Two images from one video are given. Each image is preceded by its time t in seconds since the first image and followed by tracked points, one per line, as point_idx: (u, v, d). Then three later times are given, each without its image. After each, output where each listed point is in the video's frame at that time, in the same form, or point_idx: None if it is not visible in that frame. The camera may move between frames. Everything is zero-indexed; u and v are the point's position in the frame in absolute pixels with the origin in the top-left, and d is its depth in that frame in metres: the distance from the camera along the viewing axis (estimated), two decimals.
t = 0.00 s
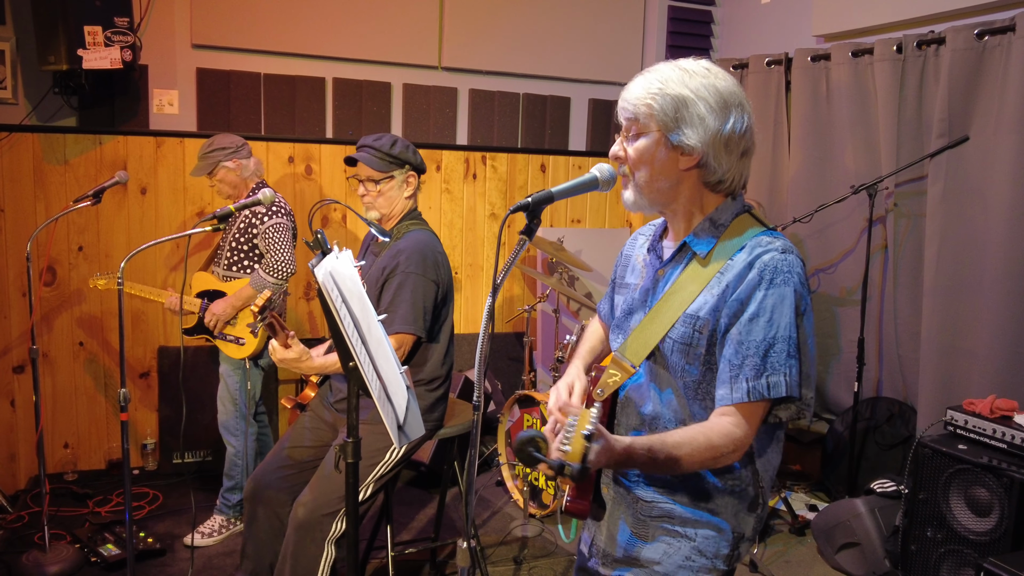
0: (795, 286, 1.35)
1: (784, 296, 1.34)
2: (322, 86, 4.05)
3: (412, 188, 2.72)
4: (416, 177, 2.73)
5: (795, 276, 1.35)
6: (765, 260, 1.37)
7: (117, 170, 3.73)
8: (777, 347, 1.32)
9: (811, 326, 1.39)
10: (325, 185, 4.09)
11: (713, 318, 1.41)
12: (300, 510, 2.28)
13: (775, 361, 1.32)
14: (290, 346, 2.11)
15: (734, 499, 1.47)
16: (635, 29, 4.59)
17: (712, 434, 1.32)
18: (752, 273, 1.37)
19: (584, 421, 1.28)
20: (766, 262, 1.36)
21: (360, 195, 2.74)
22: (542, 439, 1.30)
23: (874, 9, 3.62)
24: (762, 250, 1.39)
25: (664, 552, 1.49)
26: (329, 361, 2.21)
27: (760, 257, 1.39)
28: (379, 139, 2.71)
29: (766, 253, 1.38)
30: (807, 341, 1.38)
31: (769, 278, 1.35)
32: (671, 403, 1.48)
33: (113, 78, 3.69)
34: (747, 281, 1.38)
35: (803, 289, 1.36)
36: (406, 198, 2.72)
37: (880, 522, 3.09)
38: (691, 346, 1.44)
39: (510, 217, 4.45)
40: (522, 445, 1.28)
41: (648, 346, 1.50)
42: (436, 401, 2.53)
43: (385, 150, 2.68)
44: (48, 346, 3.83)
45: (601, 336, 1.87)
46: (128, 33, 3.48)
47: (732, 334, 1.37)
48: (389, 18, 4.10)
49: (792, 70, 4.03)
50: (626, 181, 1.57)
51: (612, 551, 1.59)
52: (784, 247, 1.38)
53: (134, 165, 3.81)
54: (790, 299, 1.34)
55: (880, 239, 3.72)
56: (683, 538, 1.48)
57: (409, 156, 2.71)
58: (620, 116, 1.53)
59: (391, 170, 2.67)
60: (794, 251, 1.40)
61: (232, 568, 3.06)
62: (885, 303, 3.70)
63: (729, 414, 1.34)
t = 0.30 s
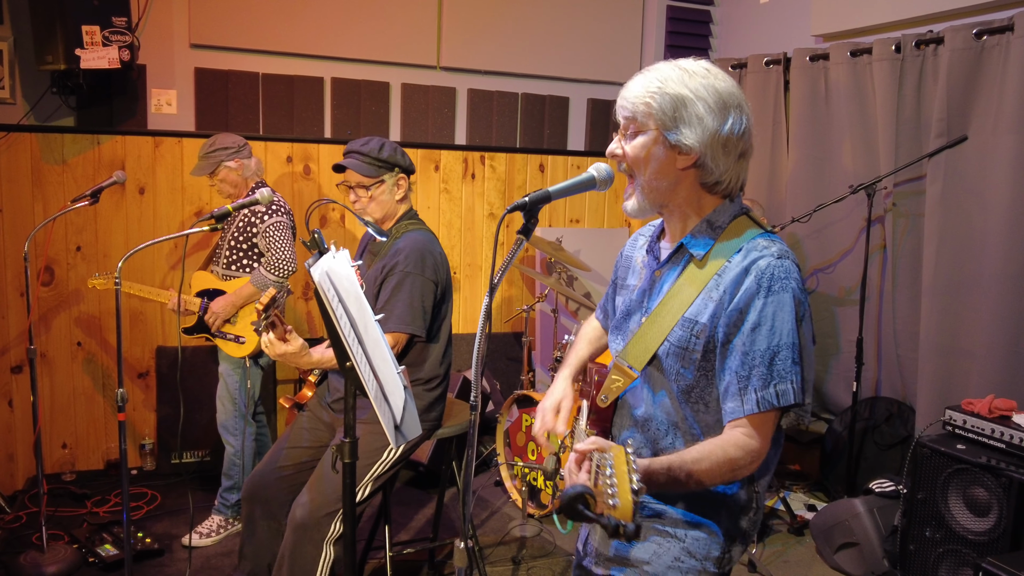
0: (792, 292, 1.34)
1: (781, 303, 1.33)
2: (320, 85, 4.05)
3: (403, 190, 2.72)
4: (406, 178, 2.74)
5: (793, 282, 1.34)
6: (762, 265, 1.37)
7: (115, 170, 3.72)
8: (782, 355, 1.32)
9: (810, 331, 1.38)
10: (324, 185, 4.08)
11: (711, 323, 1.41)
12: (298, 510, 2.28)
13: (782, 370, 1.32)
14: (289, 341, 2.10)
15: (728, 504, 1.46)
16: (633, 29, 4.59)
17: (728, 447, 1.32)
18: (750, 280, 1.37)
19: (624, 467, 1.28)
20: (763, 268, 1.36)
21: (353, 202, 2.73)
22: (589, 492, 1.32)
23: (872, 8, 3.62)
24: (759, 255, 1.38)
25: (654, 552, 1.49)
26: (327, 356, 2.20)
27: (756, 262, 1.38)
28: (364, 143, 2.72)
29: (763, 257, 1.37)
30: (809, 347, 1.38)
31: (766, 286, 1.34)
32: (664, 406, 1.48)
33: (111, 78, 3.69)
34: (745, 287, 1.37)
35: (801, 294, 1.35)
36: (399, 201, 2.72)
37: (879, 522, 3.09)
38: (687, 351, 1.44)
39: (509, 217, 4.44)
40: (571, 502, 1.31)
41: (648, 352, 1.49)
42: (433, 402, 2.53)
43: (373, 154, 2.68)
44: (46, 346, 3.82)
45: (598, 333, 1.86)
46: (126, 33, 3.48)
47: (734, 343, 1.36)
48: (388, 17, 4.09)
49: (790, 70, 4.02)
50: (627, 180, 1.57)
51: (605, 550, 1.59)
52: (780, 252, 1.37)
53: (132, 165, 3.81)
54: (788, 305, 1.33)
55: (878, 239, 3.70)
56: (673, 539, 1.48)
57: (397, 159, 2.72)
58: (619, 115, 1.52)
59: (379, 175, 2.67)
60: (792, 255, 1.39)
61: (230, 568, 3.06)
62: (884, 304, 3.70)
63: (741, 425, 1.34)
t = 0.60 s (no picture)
0: (796, 297, 1.34)
1: (786, 308, 1.33)
2: (319, 85, 4.05)
3: (401, 188, 2.71)
4: (405, 177, 2.72)
5: (796, 286, 1.35)
6: (765, 270, 1.37)
7: (114, 170, 3.72)
8: (788, 361, 1.32)
9: (812, 335, 1.38)
10: (322, 185, 4.08)
11: (713, 327, 1.41)
12: (296, 511, 2.28)
13: (788, 376, 1.32)
14: (286, 343, 2.10)
15: (730, 507, 1.47)
16: (632, 28, 4.58)
17: (735, 453, 1.33)
18: (753, 285, 1.37)
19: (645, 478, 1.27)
20: (767, 273, 1.36)
21: (350, 195, 2.75)
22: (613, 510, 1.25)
23: (872, 8, 3.62)
24: (761, 260, 1.38)
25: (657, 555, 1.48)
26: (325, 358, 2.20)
27: (760, 267, 1.38)
28: (362, 142, 2.70)
29: (766, 262, 1.37)
30: (813, 351, 1.38)
31: (771, 291, 1.34)
32: (665, 410, 1.48)
33: (109, 78, 3.69)
34: (750, 292, 1.37)
35: (805, 299, 1.35)
36: (398, 198, 2.71)
37: (878, 522, 3.09)
38: (690, 355, 1.43)
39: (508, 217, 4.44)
40: (596, 519, 1.23)
41: (650, 356, 1.49)
42: (432, 402, 2.53)
43: (373, 151, 2.67)
44: (45, 346, 3.82)
45: (592, 336, 1.88)
46: (125, 34, 3.47)
47: (740, 349, 1.36)
48: (386, 17, 4.09)
49: (789, 69, 4.02)
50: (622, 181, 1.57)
51: (607, 554, 1.59)
52: (783, 257, 1.38)
53: (130, 165, 3.80)
54: (793, 311, 1.33)
55: (877, 239, 3.69)
56: (676, 543, 1.47)
57: (397, 156, 2.69)
58: (618, 115, 1.52)
59: (378, 171, 2.67)
60: (794, 260, 1.39)
61: (229, 568, 3.05)
62: (883, 304, 3.70)
63: (746, 431, 1.34)
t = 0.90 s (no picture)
0: (795, 297, 1.33)
1: (784, 309, 1.33)
2: (318, 85, 4.04)
3: (399, 185, 2.70)
4: (405, 175, 2.71)
5: (795, 287, 1.34)
6: (764, 270, 1.36)
7: (113, 170, 3.72)
8: (785, 362, 1.32)
9: (811, 335, 1.38)
10: (321, 185, 4.07)
11: (712, 328, 1.41)
12: (295, 511, 2.29)
13: (784, 377, 1.32)
14: (283, 345, 2.10)
15: (729, 507, 1.47)
16: (632, 28, 4.58)
17: (733, 454, 1.32)
18: (752, 285, 1.36)
19: (650, 491, 1.26)
20: (765, 273, 1.35)
21: (348, 188, 2.75)
22: (620, 526, 1.27)
23: (871, 8, 3.62)
24: (761, 260, 1.38)
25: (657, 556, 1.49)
26: (322, 358, 2.20)
27: (759, 267, 1.37)
28: (369, 138, 2.70)
29: (765, 262, 1.37)
30: (810, 352, 1.38)
31: (769, 291, 1.34)
32: (665, 411, 1.48)
33: (108, 78, 3.68)
34: (749, 292, 1.37)
35: (804, 299, 1.35)
36: (395, 195, 2.71)
37: (877, 523, 3.08)
38: (689, 356, 1.44)
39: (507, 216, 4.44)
40: (603, 536, 1.26)
41: (649, 357, 1.49)
42: (431, 402, 2.52)
43: (378, 146, 2.67)
44: (43, 346, 3.81)
45: (589, 335, 1.87)
46: (124, 33, 3.46)
47: (737, 349, 1.36)
48: (385, 17, 4.09)
49: (788, 69, 4.02)
50: (620, 180, 1.58)
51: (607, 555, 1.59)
52: (783, 257, 1.37)
53: (130, 165, 3.80)
54: (791, 311, 1.33)
55: (877, 239, 3.67)
56: (676, 544, 1.48)
57: (399, 153, 2.69)
58: (616, 115, 1.52)
59: (378, 165, 2.66)
60: (793, 260, 1.39)
61: (228, 569, 3.05)
62: (882, 305, 3.69)
63: (743, 431, 1.34)
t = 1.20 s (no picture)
0: (792, 287, 1.34)
1: (781, 299, 1.33)
2: (317, 84, 4.04)
3: (401, 184, 2.71)
4: (405, 173, 2.72)
5: (792, 277, 1.35)
6: (761, 260, 1.36)
7: (112, 170, 3.71)
8: (782, 351, 1.32)
9: (809, 326, 1.38)
10: (320, 184, 4.07)
11: (710, 321, 1.41)
12: (294, 510, 2.29)
13: (780, 366, 1.32)
14: (283, 342, 2.09)
15: (728, 502, 1.47)
16: (631, 27, 4.57)
17: (733, 446, 1.33)
18: (749, 276, 1.36)
19: (652, 483, 1.26)
20: (762, 264, 1.36)
21: (348, 189, 2.74)
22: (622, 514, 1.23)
23: (870, 8, 3.62)
24: (758, 251, 1.38)
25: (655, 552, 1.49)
26: (323, 356, 2.20)
27: (756, 257, 1.38)
28: (367, 137, 2.71)
29: (762, 253, 1.37)
30: (808, 343, 1.38)
31: (766, 282, 1.34)
32: (665, 407, 1.48)
33: (107, 77, 3.68)
34: (745, 283, 1.37)
35: (801, 289, 1.35)
36: (396, 194, 2.71)
37: (876, 522, 3.08)
38: (687, 349, 1.44)
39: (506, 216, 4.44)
40: (605, 524, 1.21)
41: (648, 351, 1.49)
42: (430, 400, 2.52)
43: (376, 145, 2.67)
44: (42, 345, 3.81)
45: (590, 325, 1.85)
46: (123, 32, 3.46)
47: (735, 339, 1.36)
48: (384, 16, 4.09)
49: (788, 69, 4.02)
50: (620, 179, 1.57)
51: (606, 551, 1.60)
52: (779, 248, 1.38)
53: (129, 164, 3.80)
54: (788, 301, 1.33)
55: (876, 238, 3.69)
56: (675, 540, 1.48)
57: (398, 152, 2.70)
58: (614, 116, 1.52)
59: (378, 164, 2.66)
60: (790, 250, 1.39)
61: (227, 568, 3.05)
62: (881, 304, 3.68)
63: (742, 423, 1.35)
